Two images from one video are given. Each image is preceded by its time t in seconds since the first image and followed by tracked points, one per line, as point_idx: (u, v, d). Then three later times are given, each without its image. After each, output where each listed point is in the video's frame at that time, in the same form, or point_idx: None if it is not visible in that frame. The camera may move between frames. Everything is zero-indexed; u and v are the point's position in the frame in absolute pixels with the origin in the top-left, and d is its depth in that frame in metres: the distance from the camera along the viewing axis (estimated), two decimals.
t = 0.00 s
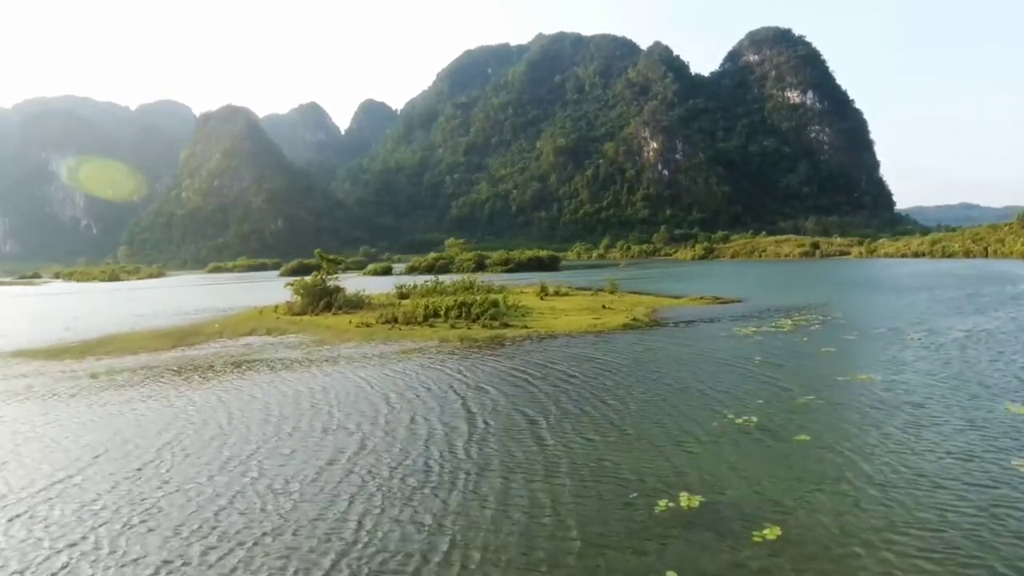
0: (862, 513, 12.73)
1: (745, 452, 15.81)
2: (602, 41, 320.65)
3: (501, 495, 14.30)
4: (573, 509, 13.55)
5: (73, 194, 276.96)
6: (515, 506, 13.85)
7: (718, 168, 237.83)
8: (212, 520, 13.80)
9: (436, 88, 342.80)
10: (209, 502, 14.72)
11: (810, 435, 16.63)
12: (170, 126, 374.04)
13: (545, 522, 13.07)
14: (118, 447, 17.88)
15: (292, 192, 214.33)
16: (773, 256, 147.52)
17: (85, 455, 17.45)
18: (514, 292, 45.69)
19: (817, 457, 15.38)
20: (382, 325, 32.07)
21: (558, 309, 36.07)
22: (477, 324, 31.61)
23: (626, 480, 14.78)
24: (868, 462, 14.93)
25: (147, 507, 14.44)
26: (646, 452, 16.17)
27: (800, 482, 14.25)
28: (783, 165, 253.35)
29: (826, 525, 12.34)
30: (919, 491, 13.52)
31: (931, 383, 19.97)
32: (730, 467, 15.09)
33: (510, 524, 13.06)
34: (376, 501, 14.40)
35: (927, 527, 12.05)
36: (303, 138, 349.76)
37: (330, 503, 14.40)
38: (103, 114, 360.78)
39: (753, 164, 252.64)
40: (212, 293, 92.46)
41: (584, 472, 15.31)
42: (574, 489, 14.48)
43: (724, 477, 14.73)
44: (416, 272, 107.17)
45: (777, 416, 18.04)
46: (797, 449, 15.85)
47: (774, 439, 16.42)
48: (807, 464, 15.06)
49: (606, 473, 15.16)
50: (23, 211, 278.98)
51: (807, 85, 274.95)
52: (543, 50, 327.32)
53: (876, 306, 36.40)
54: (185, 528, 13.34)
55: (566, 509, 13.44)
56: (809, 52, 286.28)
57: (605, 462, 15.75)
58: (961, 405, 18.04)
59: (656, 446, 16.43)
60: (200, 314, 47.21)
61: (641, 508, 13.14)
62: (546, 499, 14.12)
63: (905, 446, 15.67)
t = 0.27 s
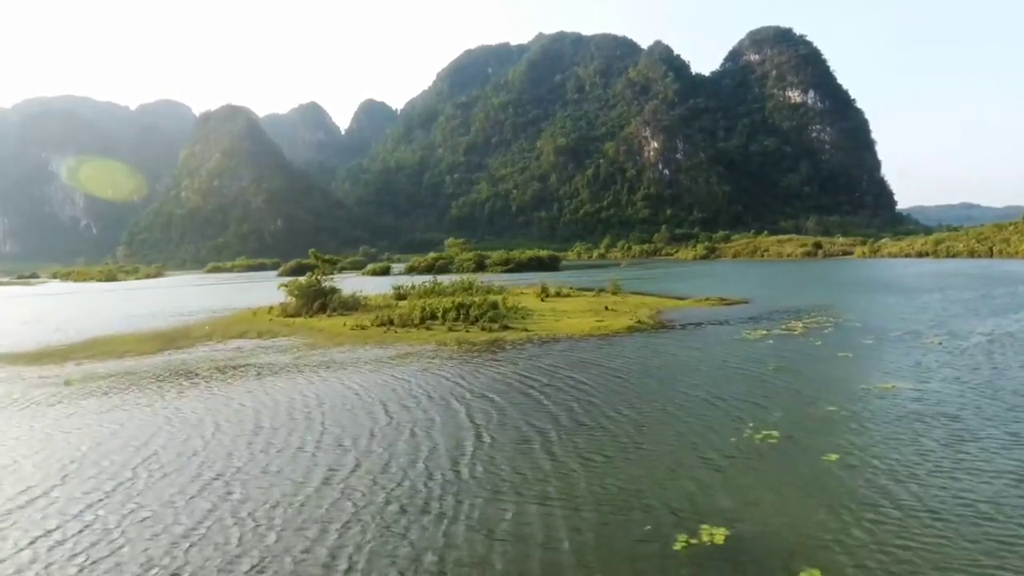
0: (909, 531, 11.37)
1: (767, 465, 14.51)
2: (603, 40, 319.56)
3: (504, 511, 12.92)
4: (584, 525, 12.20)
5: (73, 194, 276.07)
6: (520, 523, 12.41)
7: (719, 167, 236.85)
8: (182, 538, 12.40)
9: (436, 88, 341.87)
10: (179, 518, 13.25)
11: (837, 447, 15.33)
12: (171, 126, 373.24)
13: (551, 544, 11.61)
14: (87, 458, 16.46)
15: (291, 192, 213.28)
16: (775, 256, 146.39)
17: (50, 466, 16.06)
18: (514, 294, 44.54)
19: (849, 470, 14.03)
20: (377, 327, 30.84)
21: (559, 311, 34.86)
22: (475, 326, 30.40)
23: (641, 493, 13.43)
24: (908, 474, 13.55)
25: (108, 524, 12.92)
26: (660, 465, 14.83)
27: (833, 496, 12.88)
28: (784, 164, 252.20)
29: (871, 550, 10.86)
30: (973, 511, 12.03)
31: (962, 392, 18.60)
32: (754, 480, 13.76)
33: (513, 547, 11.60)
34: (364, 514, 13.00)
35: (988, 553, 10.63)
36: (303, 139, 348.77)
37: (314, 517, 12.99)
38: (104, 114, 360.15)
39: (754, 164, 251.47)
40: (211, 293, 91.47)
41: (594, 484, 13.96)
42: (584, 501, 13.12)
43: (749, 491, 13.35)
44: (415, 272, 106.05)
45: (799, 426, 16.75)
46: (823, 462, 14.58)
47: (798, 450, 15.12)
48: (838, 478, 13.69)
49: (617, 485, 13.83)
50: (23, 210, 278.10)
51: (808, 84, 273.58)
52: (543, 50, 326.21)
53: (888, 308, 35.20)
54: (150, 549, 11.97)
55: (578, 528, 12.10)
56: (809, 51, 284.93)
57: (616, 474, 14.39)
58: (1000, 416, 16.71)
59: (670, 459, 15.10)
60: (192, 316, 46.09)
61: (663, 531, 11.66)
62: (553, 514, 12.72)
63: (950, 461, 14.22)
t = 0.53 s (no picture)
0: (956, 562, 10.42)
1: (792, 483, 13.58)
2: (603, 40, 318.68)
3: (509, 534, 12.01)
4: (600, 553, 11.24)
5: (73, 194, 275.22)
6: (530, 551, 11.43)
7: (720, 167, 236.03)
8: (161, 569, 11.35)
9: (436, 88, 341.03)
10: (159, 542, 12.28)
11: (860, 462, 14.47)
12: (170, 126, 372.14)
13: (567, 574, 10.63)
14: (64, 472, 15.42)
15: (291, 192, 212.45)
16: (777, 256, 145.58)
17: (23, 484, 14.93)
18: (515, 295, 43.71)
19: (877, 489, 13.14)
20: (374, 330, 29.96)
21: (560, 313, 34.03)
22: (476, 329, 29.58)
23: (656, 514, 12.55)
24: (939, 494, 12.72)
25: (80, 551, 11.90)
26: (674, 481, 13.93)
27: (865, 519, 11.97)
28: (785, 164, 251.38)
29: None
30: None
31: (991, 402, 17.69)
32: (777, 499, 12.87)
33: None
34: (360, 539, 12.11)
35: None
36: (303, 139, 347.96)
37: (307, 539, 12.15)
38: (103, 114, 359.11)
39: (755, 163, 250.68)
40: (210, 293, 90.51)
41: (606, 503, 13.10)
42: (596, 522, 12.26)
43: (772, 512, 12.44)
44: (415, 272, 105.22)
45: (819, 439, 15.86)
46: (853, 480, 13.64)
47: (818, 466, 14.26)
48: (867, 498, 12.79)
49: (631, 503, 12.97)
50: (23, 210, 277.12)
51: (809, 84, 272.68)
52: (544, 50, 325.42)
53: (898, 310, 34.38)
54: None
55: (595, 557, 11.09)
56: (810, 51, 284.05)
57: (628, 490, 13.50)
58: None
59: (684, 474, 14.24)
60: (186, 317, 45.17)
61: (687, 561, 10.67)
62: (564, 537, 11.79)
63: (989, 481, 13.27)
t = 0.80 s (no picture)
0: None
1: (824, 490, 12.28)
2: (604, 40, 317.64)
3: (511, 544, 10.96)
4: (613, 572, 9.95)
5: (72, 194, 274.38)
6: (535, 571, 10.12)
7: (721, 167, 234.93)
8: None
9: (437, 88, 340.08)
10: (127, 563, 11.28)
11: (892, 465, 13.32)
12: (171, 126, 371.13)
13: None
14: (30, 493, 14.32)
15: (291, 192, 211.50)
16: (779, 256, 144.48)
17: None
18: (515, 296, 42.64)
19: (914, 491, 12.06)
20: (369, 333, 28.96)
21: (562, 315, 32.94)
22: (474, 332, 28.55)
23: (675, 521, 11.48)
24: (986, 499, 11.53)
25: None
26: (692, 487, 12.89)
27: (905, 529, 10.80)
28: (786, 164, 250.31)
29: None
30: None
31: None
32: (809, 508, 11.58)
33: None
34: (347, 555, 11.01)
35: None
36: (303, 138, 346.95)
37: (284, 560, 10.87)
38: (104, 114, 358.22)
39: (756, 163, 249.61)
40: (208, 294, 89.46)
41: (619, 514, 11.79)
42: (607, 538, 10.98)
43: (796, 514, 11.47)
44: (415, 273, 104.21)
45: (843, 438, 14.86)
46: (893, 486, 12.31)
47: (847, 471, 13.13)
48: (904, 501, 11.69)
49: (647, 515, 11.68)
50: (22, 210, 276.23)
51: (810, 83, 271.57)
52: (544, 49, 324.49)
53: (909, 310, 33.31)
54: None
55: None
56: (811, 51, 282.93)
57: (643, 497, 12.44)
58: None
59: (701, 477, 13.18)
60: (178, 320, 44.11)
61: None
62: (573, 548, 10.78)
63: None
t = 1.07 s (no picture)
0: None
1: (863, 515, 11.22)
2: (605, 39, 316.66)
3: (518, 571, 10.04)
4: None
5: (72, 194, 273.45)
6: None
7: (722, 166, 233.91)
8: None
9: (437, 87, 339.24)
10: None
11: (934, 485, 12.23)
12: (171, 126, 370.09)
13: None
14: None
15: (291, 191, 210.55)
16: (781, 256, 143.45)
17: None
18: (515, 299, 41.70)
19: (954, 512, 11.14)
20: (364, 337, 27.99)
21: (563, 317, 32.04)
22: (473, 335, 27.56)
23: (696, 544, 10.57)
24: None
25: None
26: (712, 506, 11.92)
27: (962, 563, 9.67)
28: (787, 164, 249.21)
29: None
30: None
31: None
32: (852, 537, 10.46)
33: None
34: None
35: None
36: (303, 138, 346.06)
37: None
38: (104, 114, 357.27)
39: (757, 163, 248.58)
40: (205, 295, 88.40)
41: (639, 543, 10.71)
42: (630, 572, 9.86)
43: (829, 537, 10.54)
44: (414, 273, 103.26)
45: (869, 453, 13.89)
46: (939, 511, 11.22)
47: (884, 492, 12.06)
48: (947, 524, 10.73)
49: (671, 544, 10.60)
50: (22, 210, 275.20)
51: (811, 83, 270.54)
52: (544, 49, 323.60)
53: (922, 313, 32.30)
54: None
55: None
56: (813, 50, 281.86)
57: (660, 519, 11.48)
58: None
59: (722, 498, 12.18)
60: (170, 321, 43.17)
61: None
62: None
63: None
